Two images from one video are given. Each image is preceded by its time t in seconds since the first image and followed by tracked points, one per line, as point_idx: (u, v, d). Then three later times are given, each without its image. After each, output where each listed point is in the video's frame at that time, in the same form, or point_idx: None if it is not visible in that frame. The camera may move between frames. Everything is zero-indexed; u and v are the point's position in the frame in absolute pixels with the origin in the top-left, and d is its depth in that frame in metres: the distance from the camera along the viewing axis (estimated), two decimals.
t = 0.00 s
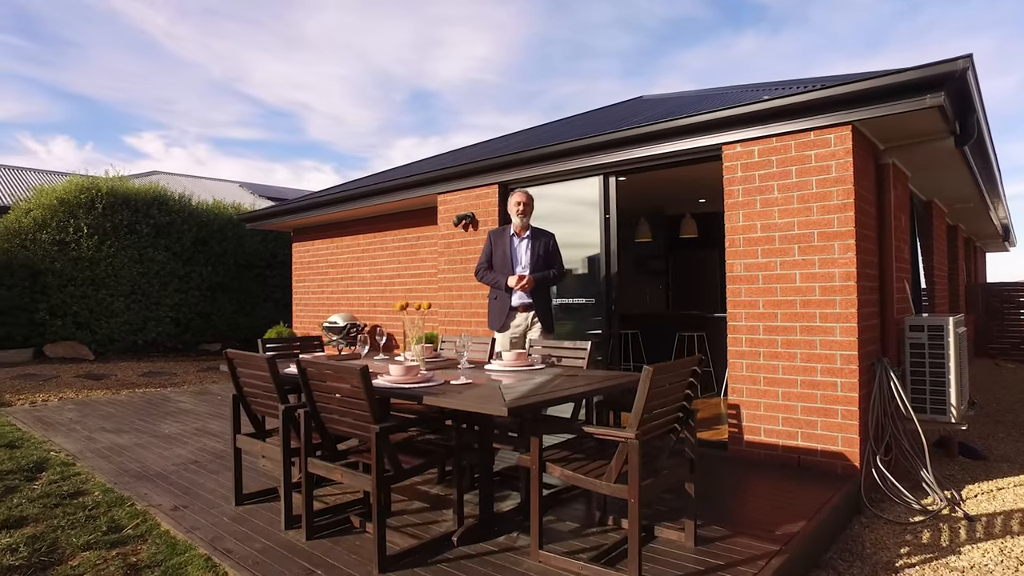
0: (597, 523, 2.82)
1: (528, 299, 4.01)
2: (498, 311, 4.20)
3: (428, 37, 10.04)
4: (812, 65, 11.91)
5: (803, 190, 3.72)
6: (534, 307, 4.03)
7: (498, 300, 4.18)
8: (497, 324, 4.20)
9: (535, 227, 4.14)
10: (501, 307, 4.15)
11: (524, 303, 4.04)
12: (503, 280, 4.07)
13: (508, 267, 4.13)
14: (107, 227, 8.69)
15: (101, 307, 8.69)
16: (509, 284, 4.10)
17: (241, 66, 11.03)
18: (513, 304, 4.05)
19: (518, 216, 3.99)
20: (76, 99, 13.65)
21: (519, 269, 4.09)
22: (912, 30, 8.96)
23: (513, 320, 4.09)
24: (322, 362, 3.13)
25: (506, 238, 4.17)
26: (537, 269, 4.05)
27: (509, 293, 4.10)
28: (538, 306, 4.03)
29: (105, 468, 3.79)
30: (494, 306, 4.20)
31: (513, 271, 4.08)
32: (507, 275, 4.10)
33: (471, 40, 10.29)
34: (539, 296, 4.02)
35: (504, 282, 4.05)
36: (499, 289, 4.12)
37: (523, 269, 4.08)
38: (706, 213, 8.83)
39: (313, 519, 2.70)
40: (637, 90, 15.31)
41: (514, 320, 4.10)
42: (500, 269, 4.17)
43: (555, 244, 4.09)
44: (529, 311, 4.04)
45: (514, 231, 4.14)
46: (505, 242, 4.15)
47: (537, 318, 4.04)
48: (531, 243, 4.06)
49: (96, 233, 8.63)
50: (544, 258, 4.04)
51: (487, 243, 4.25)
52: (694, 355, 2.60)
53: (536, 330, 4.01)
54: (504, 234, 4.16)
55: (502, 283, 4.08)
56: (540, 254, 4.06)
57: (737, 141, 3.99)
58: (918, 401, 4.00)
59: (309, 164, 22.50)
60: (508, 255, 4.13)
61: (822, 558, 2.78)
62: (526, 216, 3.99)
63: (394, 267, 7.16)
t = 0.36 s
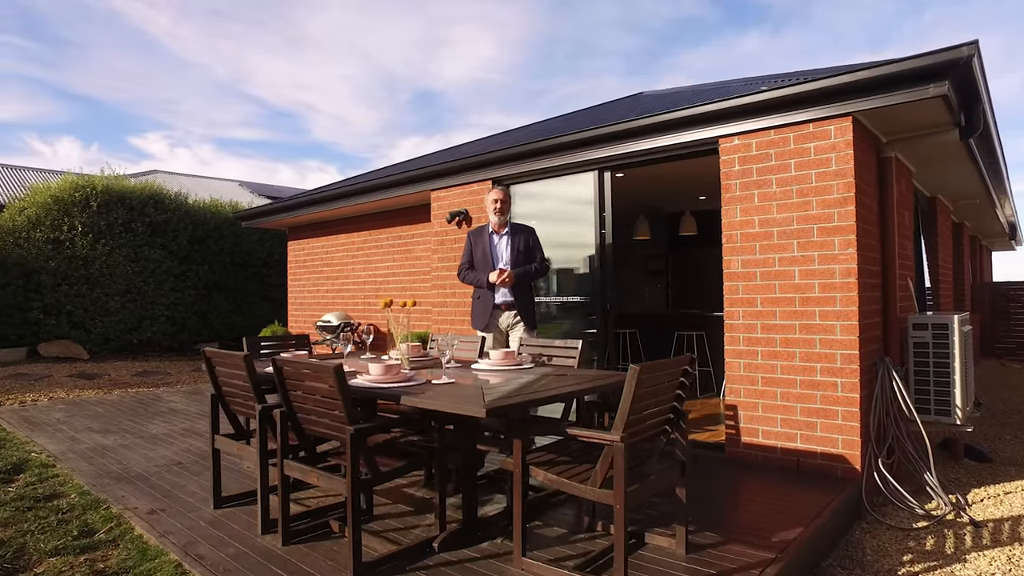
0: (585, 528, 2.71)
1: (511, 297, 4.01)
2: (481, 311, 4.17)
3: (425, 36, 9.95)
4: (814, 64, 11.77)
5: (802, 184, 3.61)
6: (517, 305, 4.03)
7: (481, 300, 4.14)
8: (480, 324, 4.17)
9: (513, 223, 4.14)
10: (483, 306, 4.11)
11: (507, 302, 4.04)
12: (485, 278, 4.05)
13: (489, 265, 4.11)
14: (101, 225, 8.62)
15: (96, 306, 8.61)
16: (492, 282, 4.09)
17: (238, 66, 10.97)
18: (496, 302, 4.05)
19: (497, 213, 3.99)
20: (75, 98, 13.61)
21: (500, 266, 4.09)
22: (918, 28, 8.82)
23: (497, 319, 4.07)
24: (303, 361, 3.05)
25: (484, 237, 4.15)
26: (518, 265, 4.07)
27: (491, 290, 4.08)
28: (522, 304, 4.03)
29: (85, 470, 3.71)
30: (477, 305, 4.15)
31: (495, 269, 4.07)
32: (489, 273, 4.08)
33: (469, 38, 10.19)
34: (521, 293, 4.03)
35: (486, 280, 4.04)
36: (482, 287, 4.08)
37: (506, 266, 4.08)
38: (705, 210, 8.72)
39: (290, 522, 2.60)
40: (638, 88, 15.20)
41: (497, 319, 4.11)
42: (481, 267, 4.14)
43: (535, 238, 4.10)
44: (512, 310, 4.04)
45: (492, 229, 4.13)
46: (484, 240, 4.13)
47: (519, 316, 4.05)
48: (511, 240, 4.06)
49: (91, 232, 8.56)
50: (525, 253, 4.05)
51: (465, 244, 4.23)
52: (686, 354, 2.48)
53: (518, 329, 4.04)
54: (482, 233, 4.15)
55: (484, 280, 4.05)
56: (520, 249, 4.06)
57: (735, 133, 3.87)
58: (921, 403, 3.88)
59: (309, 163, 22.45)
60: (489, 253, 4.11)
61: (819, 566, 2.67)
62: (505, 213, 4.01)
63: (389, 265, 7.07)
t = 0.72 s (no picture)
0: (576, 541, 2.57)
1: (498, 298, 4.01)
2: (470, 311, 4.19)
3: (428, 35, 9.91)
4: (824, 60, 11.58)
5: (808, 179, 3.44)
6: (506, 306, 4.03)
7: (470, 301, 4.16)
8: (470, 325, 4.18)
9: (501, 222, 4.18)
10: (472, 307, 4.13)
11: (495, 302, 4.05)
12: (472, 278, 4.07)
13: (476, 265, 4.15)
14: (103, 225, 8.60)
15: (98, 306, 8.59)
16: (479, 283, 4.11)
17: (241, 68, 10.96)
18: (483, 303, 4.06)
19: (483, 213, 4.03)
20: (82, 100, 13.67)
21: (487, 265, 4.12)
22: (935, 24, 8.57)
23: (485, 320, 4.08)
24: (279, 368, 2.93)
25: (471, 236, 4.20)
26: (506, 264, 4.09)
27: (479, 291, 4.10)
28: (510, 305, 4.03)
29: (66, 475, 3.61)
30: (466, 307, 4.17)
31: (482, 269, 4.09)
32: (475, 273, 4.11)
33: (473, 36, 10.14)
34: (509, 294, 4.03)
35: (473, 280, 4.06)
36: (468, 288, 4.11)
37: (492, 265, 4.11)
38: (712, 209, 8.55)
39: (264, 534, 2.48)
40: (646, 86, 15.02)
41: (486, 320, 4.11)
42: (468, 267, 4.19)
43: (524, 236, 4.13)
44: (500, 311, 4.04)
45: (480, 228, 4.17)
46: (471, 239, 4.18)
47: (508, 317, 4.04)
48: (499, 238, 4.09)
49: (93, 232, 8.54)
50: (513, 252, 4.08)
51: (453, 245, 4.28)
52: (681, 358, 2.33)
53: (507, 330, 4.04)
54: (470, 232, 4.20)
55: (470, 281, 4.08)
56: (508, 248, 4.09)
57: (738, 127, 3.71)
58: (936, 408, 3.68)
59: (318, 164, 22.45)
60: (476, 253, 4.15)
61: None
62: (492, 212, 4.05)
63: (388, 265, 6.97)
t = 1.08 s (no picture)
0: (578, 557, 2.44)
1: (507, 300, 3.90)
2: (478, 313, 4.08)
3: (447, 35, 9.90)
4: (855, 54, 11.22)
5: (830, 174, 3.25)
6: (514, 308, 3.92)
7: (477, 303, 4.07)
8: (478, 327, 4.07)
9: (510, 222, 4.06)
10: (479, 309, 4.04)
11: (503, 304, 3.94)
12: (479, 280, 3.98)
13: (484, 267, 4.05)
14: (125, 227, 8.72)
15: (120, 308, 8.71)
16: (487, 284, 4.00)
17: (262, 72, 11.05)
18: (491, 304, 3.96)
19: (491, 213, 3.91)
20: (111, 106, 13.94)
21: (495, 266, 4.00)
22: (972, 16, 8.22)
23: (493, 322, 3.97)
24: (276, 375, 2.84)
25: (480, 236, 4.08)
26: (514, 265, 3.97)
27: (486, 293, 4.00)
28: (518, 307, 3.92)
29: (72, 478, 3.60)
30: (473, 308, 4.07)
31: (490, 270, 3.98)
32: (483, 274, 4.01)
33: (492, 35, 10.10)
34: (518, 295, 3.91)
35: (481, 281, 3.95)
36: (476, 290, 4.02)
37: (500, 267, 4.00)
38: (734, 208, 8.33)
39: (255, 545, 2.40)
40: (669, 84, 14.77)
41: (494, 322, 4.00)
42: (476, 269, 4.09)
43: (533, 237, 4.00)
44: (509, 313, 3.93)
45: (488, 228, 4.06)
46: (479, 239, 4.06)
47: (516, 319, 3.92)
48: (507, 239, 3.97)
49: (115, 234, 8.67)
50: (522, 253, 3.96)
51: (462, 245, 4.17)
52: (688, 366, 2.19)
53: (516, 333, 3.93)
54: (479, 233, 4.08)
55: (478, 282, 3.99)
56: (517, 249, 3.97)
57: (755, 120, 3.53)
58: (971, 418, 3.47)
59: (341, 165, 22.62)
60: (484, 254, 4.05)
61: None
62: (501, 211, 3.94)
63: (403, 265, 6.91)
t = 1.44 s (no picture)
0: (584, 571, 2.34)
1: (520, 301, 3.79)
2: (491, 315, 3.97)
3: (469, 36, 9.85)
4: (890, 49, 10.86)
5: (856, 170, 3.08)
6: (528, 310, 3.80)
7: (491, 304, 3.96)
8: (490, 330, 3.96)
9: (527, 223, 3.95)
10: (492, 310, 3.93)
11: (517, 306, 3.82)
12: (493, 280, 3.86)
13: (499, 267, 3.92)
14: (151, 229, 8.88)
15: (146, 308, 8.85)
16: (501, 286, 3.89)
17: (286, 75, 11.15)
18: (504, 306, 3.85)
19: (508, 211, 3.82)
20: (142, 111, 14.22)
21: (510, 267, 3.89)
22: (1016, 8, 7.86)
23: (506, 324, 3.86)
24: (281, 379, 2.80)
25: (496, 235, 3.97)
26: (530, 266, 3.85)
27: (500, 295, 3.88)
28: (533, 309, 3.80)
29: (85, 479, 3.61)
30: (486, 309, 3.96)
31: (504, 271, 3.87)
32: (497, 275, 3.89)
33: (513, 36, 10.03)
34: (532, 297, 3.80)
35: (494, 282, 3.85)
36: (490, 291, 3.90)
37: (515, 268, 3.88)
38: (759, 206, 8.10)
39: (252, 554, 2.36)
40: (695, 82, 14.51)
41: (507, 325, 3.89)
42: (490, 269, 3.97)
43: (549, 238, 3.88)
44: (523, 316, 3.82)
45: (504, 228, 3.94)
46: (495, 239, 3.95)
47: (530, 322, 3.80)
48: (523, 240, 3.85)
49: (141, 236, 8.83)
50: (537, 254, 3.84)
51: (477, 244, 4.05)
52: (699, 373, 2.06)
53: (529, 336, 3.81)
54: (494, 232, 3.97)
55: (492, 283, 3.87)
56: (533, 250, 3.85)
57: (776, 114, 3.38)
58: (1011, 427, 3.29)
59: (366, 167, 22.78)
60: (499, 254, 3.92)
61: None
62: (518, 211, 3.84)
63: (420, 266, 6.86)
